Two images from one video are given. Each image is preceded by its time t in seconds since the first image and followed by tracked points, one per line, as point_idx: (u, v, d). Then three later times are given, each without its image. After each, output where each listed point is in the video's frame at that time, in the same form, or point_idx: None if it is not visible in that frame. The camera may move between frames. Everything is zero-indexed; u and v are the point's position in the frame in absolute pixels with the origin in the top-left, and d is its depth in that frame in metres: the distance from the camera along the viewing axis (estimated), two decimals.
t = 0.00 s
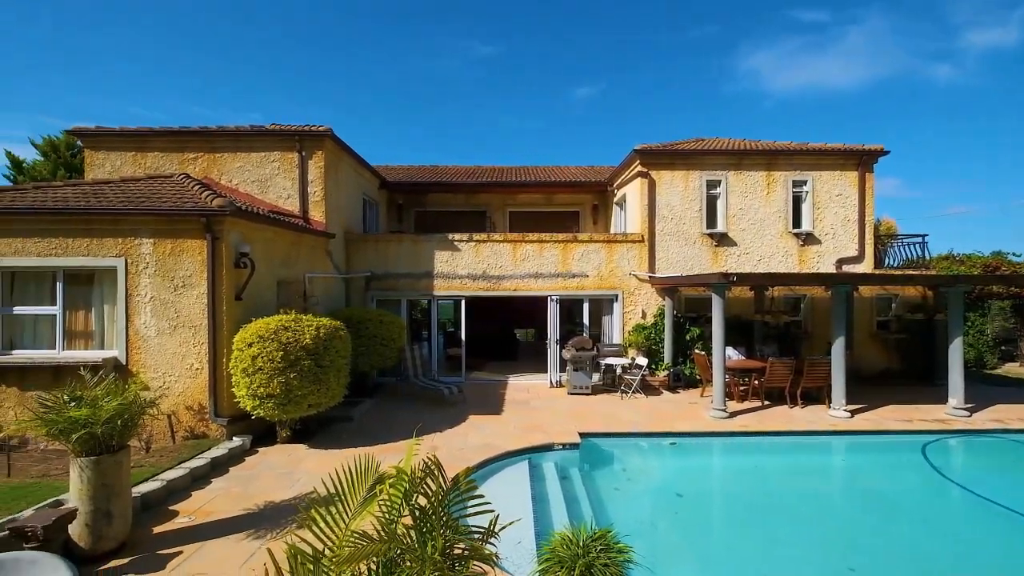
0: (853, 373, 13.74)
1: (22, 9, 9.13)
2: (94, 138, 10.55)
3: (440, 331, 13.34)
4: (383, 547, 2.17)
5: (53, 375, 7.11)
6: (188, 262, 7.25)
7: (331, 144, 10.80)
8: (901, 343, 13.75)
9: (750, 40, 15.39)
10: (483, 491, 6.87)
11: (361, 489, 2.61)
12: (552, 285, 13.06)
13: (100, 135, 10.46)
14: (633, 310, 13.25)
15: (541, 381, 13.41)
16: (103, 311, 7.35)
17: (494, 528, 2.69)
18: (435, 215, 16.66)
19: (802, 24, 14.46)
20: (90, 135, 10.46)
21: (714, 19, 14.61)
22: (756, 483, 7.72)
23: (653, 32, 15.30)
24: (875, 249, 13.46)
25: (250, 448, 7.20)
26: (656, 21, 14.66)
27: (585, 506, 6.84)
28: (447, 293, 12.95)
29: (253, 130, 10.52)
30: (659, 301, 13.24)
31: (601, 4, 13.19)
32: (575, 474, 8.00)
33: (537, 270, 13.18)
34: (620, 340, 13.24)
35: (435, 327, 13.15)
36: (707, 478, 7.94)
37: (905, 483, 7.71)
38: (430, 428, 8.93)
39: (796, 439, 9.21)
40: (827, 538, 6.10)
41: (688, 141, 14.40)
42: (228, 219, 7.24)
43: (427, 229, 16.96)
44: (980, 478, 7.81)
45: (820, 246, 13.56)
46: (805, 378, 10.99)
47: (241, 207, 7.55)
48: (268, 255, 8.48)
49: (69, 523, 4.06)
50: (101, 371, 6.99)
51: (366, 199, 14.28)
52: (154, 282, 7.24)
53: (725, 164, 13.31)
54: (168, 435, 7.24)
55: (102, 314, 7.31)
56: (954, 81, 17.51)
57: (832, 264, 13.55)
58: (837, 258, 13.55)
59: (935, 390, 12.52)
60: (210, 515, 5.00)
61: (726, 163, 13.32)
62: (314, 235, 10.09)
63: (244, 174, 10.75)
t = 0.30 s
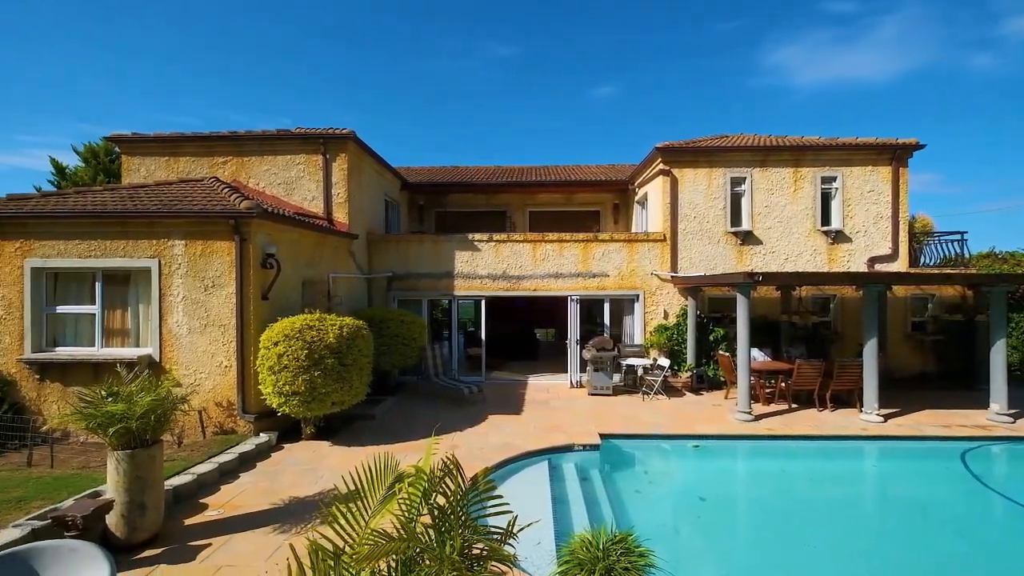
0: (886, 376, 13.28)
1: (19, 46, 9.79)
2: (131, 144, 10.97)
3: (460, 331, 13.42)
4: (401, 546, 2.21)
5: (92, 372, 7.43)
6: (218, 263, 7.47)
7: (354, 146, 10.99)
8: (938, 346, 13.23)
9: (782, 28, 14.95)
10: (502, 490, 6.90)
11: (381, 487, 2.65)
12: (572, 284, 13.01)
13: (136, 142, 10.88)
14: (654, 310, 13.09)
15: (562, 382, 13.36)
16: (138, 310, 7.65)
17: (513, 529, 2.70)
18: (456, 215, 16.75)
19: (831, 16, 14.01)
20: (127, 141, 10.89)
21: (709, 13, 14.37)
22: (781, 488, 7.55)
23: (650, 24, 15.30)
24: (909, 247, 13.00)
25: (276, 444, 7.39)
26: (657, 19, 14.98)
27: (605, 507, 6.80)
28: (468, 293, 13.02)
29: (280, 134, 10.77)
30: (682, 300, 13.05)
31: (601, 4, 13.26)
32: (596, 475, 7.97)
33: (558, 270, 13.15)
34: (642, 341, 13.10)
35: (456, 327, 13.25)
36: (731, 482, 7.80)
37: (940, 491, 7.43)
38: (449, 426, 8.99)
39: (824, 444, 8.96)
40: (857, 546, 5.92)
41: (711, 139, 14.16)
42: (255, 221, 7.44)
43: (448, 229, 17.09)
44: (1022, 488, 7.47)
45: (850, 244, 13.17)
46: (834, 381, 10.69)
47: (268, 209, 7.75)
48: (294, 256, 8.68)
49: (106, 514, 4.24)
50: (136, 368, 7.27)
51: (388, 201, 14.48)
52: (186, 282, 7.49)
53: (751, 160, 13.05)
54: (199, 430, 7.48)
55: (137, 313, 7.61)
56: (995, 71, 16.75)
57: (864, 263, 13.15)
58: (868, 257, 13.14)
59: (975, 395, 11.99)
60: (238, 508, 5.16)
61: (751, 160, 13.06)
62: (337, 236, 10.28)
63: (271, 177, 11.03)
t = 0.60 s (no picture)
0: (927, 379, 12.71)
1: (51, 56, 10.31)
2: (169, 150, 11.43)
3: (483, 330, 13.50)
4: (422, 544, 2.25)
5: (133, 369, 7.78)
6: (250, 264, 7.72)
7: (379, 149, 11.18)
8: (984, 348, 12.59)
9: (816, 18, 14.46)
10: (525, 490, 6.91)
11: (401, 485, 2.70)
12: (596, 284, 12.92)
13: (174, 148, 11.33)
14: (680, 310, 12.88)
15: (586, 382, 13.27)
16: (175, 309, 7.97)
17: (532, 530, 2.70)
18: (480, 215, 16.85)
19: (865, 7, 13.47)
20: (165, 147, 11.35)
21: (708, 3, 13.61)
22: (813, 495, 7.33)
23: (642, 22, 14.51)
24: (951, 245, 12.42)
25: (304, 440, 7.58)
26: (657, 18, 14.42)
27: (629, 510, 6.73)
28: (491, 293, 13.08)
29: (308, 138, 11.04)
30: (708, 300, 12.80)
31: (600, 4, 12.92)
32: (619, 477, 7.90)
33: (581, 270, 13.07)
34: (667, 341, 12.90)
35: (479, 326, 13.33)
36: (760, 487, 7.62)
37: (985, 502, 7.07)
38: (472, 426, 9.05)
39: (858, 450, 8.65)
40: (893, 557, 5.70)
41: (740, 135, 13.84)
42: (285, 223, 7.66)
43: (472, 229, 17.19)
44: None
45: (887, 243, 12.67)
46: (870, 385, 10.30)
47: (297, 211, 7.96)
48: (322, 257, 8.89)
49: (146, 504, 4.43)
50: (173, 365, 7.58)
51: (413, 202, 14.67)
52: (219, 283, 7.76)
53: (781, 156, 12.70)
54: (232, 425, 7.74)
55: (174, 312, 7.93)
56: None
57: (902, 262, 12.63)
58: (907, 255, 12.62)
59: None
60: (268, 502, 5.32)
61: (782, 156, 12.70)
62: (363, 237, 10.47)
63: (300, 179, 11.32)
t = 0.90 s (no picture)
0: (972, 384, 12.10)
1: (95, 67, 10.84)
2: (205, 156, 11.87)
3: (507, 330, 13.55)
4: (440, 541, 2.29)
5: (171, 365, 8.12)
6: (279, 264, 7.94)
7: (404, 150, 11.33)
8: None
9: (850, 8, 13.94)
10: (546, 491, 6.90)
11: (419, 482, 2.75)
12: (620, 284, 12.79)
13: (209, 153, 11.76)
14: (707, 310, 12.62)
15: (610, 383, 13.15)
16: (210, 308, 8.27)
17: (550, 531, 2.72)
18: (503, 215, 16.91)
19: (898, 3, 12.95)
20: (202, 153, 11.79)
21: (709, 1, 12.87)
22: (846, 503, 7.07)
23: (639, 23, 13.85)
24: (998, 243, 11.80)
25: (331, 437, 7.76)
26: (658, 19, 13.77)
27: (652, 513, 6.64)
28: (514, 293, 13.10)
29: (336, 141, 11.29)
30: (736, 301, 12.52)
31: (600, 3, 12.57)
32: (643, 479, 7.80)
33: (605, 269, 12.96)
34: (693, 342, 12.67)
35: (503, 326, 13.38)
36: (790, 493, 7.40)
37: None
38: (495, 425, 9.09)
39: (895, 456, 8.30)
40: (932, 569, 5.45)
41: (770, 130, 13.48)
42: (312, 225, 7.85)
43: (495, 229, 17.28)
44: None
45: (927, 240, 12.14)
46: (908, 389, 9.88)
47: (324, 213, 8.15)
48: (348, 258, 9.09)
49: (182, 496, 4.62)
50: (208, 362, 7.88)
51: (437, 203, 14.83)
52: (251, 283, 8.02)
53: (813, 151, 12.30)
54: (263, 421, 7.98)
55: (209, 311, 8.24)
56: None
57: (944, 261, 12.08)
58: (949, 253, 12.06)
59: None
60: (296, 497, 5.47)
61: (814, 151, 12.31)
62: (389, 238, 10.65)
63: (328, 182, 11.59)
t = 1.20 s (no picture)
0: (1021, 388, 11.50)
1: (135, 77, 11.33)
2: (238, 159, 12.26)
3: (530, 330, 13.56)
4: (459, 539, 2.35)
5: (206, 362, 8.43)
6: (307, 265, 8.14)
7: (428, 152, 11.46)
8: None
9: None
10: (568, 492, 6.88)
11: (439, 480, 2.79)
12: (644, 284, 12.64)
13: (242, 157, 12.15)
14: (734, 310, 12.34)
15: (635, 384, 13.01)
16: (242, 308, 8.54)
17: (568, 530, 2.73)
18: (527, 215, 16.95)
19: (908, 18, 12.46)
20: (235, 157, 12.19)
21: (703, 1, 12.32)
22: (881, 511, 6.83)
23: (639, 22, 13.49)
24: None
25: (357, 434, 7.91)
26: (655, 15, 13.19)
27: (676, 516, 6.55)
28: (537, 293, 13.09)
29: (362, 144, 11.51)
30: (765, 301, 12.21)
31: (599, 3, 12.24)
32: (667, 481, 7.70)
33: (629, 269, 12.82)
34: (720, 343, 12.42)
35: (526, 326, 13.40)
36: (820, 500, 7.19)
37: None
38: (518, 425, 9.12)
39: (935, 464, 7.96)
40: None
41: (801, 125, 13.09)
42: (339, 226, 8.02)
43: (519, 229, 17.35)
44: None
45: (971, 237, 11.59)
46: (949, 393, 9.46)
47: (350, 214, 8.32)
48: (374, 259, 9.26)
49: (214, 488, 4.79)
50: (239, 360, 8.13)
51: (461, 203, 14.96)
52: (280, 283, 8.25)
53: (847, 146, 11.90)
54: (291, 417, 8.20)
55: (241, 311, 8.52)
56: None
57: (990, 259, 11.52)
58: (995, 251, 11.50)
59: None
60: (322, 492, 5.61)
61: (848, 146, 11.90)
62: (412, 239, 10.78)
63: (354, 184, 11.83)
